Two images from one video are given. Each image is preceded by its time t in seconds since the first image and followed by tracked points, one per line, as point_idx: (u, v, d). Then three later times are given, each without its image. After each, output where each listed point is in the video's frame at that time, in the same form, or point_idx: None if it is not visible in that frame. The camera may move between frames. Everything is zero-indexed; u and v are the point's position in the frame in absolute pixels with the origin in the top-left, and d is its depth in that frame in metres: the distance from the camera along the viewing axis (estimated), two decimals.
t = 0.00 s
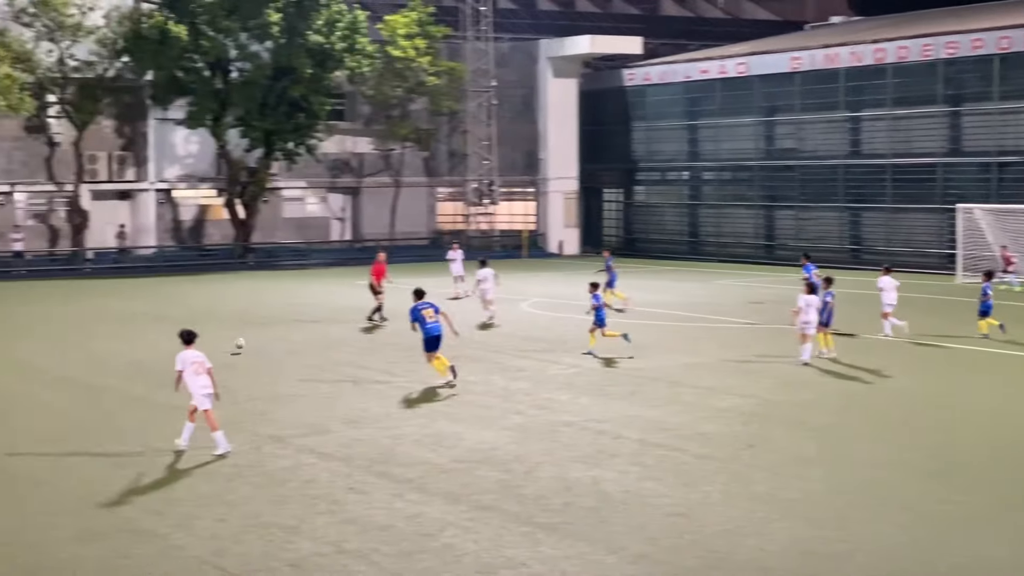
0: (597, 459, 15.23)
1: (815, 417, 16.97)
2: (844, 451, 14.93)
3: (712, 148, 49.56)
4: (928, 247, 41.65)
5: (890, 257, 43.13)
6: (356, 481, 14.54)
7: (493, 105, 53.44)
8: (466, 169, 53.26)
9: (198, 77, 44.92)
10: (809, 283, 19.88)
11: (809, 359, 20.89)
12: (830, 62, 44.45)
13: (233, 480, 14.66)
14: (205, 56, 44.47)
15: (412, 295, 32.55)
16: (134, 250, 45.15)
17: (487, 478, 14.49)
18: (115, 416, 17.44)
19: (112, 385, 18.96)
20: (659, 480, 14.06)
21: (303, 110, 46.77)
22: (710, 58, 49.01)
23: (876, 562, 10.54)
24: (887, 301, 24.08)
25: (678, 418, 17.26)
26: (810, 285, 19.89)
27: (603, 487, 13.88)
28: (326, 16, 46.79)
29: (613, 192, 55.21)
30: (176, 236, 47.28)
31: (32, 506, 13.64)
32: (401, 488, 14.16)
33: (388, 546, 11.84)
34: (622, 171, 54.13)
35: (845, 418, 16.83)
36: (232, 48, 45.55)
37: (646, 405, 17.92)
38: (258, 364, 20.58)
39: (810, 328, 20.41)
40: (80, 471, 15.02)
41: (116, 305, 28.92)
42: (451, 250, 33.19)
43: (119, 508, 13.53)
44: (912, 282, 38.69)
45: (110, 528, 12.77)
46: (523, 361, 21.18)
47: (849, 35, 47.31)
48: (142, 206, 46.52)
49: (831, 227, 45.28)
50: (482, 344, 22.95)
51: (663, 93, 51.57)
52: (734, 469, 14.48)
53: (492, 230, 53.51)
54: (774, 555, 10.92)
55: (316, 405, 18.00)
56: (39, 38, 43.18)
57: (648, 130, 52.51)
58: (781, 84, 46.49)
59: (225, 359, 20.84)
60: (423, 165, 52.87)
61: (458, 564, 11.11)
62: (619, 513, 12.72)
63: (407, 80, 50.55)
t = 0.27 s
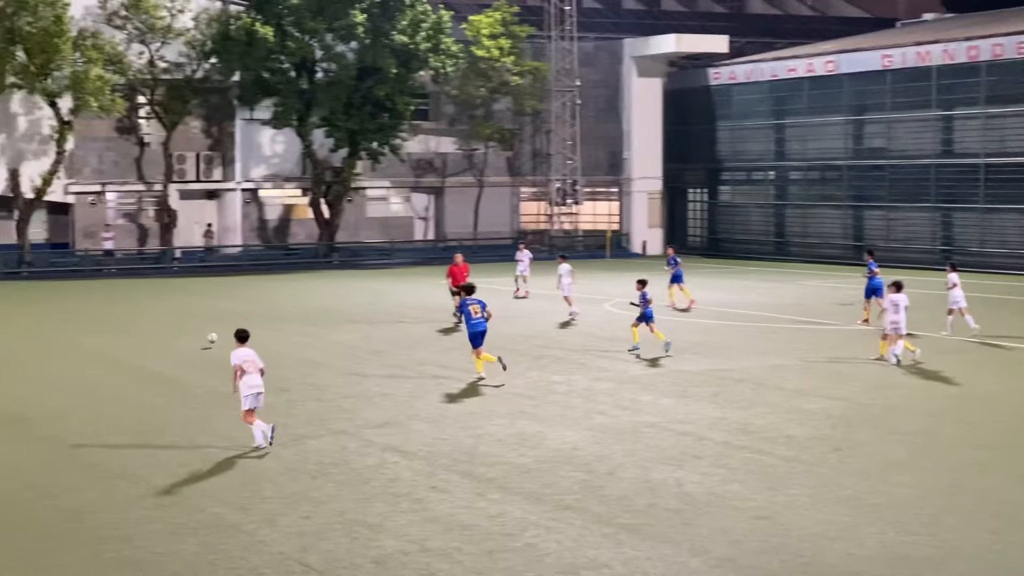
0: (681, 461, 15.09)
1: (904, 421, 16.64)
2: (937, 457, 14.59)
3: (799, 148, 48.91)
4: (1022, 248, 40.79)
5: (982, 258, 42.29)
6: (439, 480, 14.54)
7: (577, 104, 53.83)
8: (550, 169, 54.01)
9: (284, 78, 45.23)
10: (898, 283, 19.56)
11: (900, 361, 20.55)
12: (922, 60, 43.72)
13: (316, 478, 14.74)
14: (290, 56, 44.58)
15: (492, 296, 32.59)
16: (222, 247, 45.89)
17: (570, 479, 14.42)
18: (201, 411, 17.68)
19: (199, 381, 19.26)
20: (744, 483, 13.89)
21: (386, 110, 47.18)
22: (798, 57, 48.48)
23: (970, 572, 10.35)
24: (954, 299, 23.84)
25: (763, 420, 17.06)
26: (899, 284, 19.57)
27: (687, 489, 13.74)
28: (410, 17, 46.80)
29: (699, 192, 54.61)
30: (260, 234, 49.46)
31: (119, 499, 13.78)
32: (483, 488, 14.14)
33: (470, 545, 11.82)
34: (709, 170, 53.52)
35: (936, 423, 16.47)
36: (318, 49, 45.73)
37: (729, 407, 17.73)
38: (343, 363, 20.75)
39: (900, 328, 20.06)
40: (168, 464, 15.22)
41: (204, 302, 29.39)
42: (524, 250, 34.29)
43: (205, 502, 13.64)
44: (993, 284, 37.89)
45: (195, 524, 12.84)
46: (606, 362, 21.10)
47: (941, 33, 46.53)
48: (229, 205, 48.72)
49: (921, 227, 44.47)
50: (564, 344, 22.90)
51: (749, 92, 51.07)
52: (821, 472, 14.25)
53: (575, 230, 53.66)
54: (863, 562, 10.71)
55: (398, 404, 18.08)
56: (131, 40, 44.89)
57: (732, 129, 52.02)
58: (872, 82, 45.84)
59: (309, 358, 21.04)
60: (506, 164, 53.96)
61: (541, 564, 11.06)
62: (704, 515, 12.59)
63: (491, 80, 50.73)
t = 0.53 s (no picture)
0: (759, 463, 14.97)
1: (988, 425, 16.36)
2: None
3: (880, 147, 48.47)
4: None
5: None
6: (515, 480, 14.52)
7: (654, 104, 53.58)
8: (627, 169, 53.88)
9: (361, 78, 45.54)
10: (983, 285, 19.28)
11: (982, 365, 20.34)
12: (1005, 57, 43.04)
13: (392, 476, 14.75)
14: (368, 56, 44.72)
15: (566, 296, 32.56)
16: (298, 246, 45.78)
17: (646, 480, 14.35)
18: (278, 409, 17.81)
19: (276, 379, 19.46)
20: (823, 486, 13.75)
21: (463, 110, 47.55)
22: (879, 55, 48.03)
23: None
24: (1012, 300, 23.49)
25: (842, 422, 16.86)
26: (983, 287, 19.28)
27: (764, 491, 13.63)
28: (486, 17, 46.86)
29: (777, 192, 54.25)
30: (338, 234, 50.30)
31: (197, 495, 13.84)
32: (559, 488, 14.10)
33: (546, 545, 11.77)
34: (788, 170, 53.14)
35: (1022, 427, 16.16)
36: (395, 49, 45.93)
37: (807, 409, 17.56)
38: (417, 362, 20.82)
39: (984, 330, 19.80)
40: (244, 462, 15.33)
41: (282, 301, 29.67)
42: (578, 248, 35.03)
43: (281, 499, 13.67)
44: None
45: (272, 520, 12.85)
46: (684, 363, 20.99)
47: None
48: (306, 205, 49.13)
49: (1006, 228, 43.78)
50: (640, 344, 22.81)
51: (829, 91, 50.65)
52: (902, 476, 14.06)
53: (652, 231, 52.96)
54: (945, 570, 10.56)
55: (474, 403, 18.10)
56: (211, 41, 45.42)
57: (812, 128, 51.60)
58: (955, 80, 45.27)
59: (385, 357, 21.17)
60: (582, 163, 54.10)
61: (617, 565, 11.01)
62: (782, 517, 12.48)
63: (568, 80, 50.59)
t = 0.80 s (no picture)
0: (823, 465, 14.82)
1: None
2: None
3: (949, 147, 47.94)
4: None
5: None
6: (577, 480, 14.41)
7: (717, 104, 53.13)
8: (690, 169, 53.76)
9: (424, 78, 45.92)
10: None
11: None
12: None
13: (455, 475, 14.63)
14: (431, 56, 45.08)
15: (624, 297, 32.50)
16: (361, 246, 45.97)
17: (709, 481, 14.23)
18: (342, 408, 17.86)
19: (338, 378, 19.56)
20: (889, 489, 13.59)
21: (525, 110, 47.67)
22: (948, 53, 47.52)
23: None
24: None
25: (908, 425, 16.66)
26: None
27: (829, 493, 13.47)
28: (550, 17, 46.65)
29: (843, 191, 53.66)
30: (399, 233, 51.05)
31: (259, 493, 13.71)
32: (620, 489, 13.98)
33: (607, 546, 11.61)
34: (854, 169, 52.56)
35: None
36: (457, 49, 46.39)
37: (872, 412, 17.37)
38: (478, 362, 20.81)
39: None
40: (305, 461, 15.23)
41: (343, 301, 29.78)
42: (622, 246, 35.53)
43: (343, 498, 13.55)
44: None
45: (336, 518, 12.70)
46: (747, 364, 20.85)
47: None
48: (368, 205, 49.16)
49: None
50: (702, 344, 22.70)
51: (897, 90, 50.14)
52: (970, 479, 13.88)
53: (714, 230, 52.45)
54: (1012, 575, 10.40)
55: (534, 404, 18.07)
56: (276, 42, 45.80)
57: (879, 127, 51.08)
58: None
59: (446, 356, 21.21)
60: (645, 163, 54.10)
61: (679, 566, 10.87)
62: (848, 520, 12.33)
63: (630, 80, 51.13)
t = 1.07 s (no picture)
0: (870, 466, 14.71)
1: None
2: None
3: (998, 146, 47.52)
4: None
5: None
6: (622, 480, 14.34)
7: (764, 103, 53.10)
8: (737, 169, 53.63)
9: (469, 78, 46.20)
10: None
11: None
12: None
13: (498, 475, 14.62)
14: (477, 56, 45.41)
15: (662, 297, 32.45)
16: (407, 246, 46.08)
17: (755, 482, 14.14)
18: (387, 407, 17.88)
19: (380, 377, 19.59)
20: (937, 491, 13.48)
21: (571, 110, 47.77)
22: (997, 52, 47.04)
23: None
24: None
25: (956, 427, 16.54)
26: None
27: (876, 495, 13.37)
28: (596, 16, 46.80)
29: (891, 191, 53.36)
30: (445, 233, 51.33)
31: (303, 493, 13.69)
32: (665, 489, 13.91)
33: (652, 546, 11.53)
34: (902, 169, 52.29)
35: None
36: (504, 49, 46.61)
37: (919, 413, 17.26)
38: (522, 361, 20.84)
39: None
40: (351, 460, 15.20)
41: (385, 301, 29.84)
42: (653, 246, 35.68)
43: (386, 497, 13.53)
44: None
45: (379, 517, 12.68)
46: (792, 364, 20.77)
47: None
48: (414, 204, 49.78)
49: None
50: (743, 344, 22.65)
51: (947, 89, 49.79)
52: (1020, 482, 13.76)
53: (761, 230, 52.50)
54: None
55: (578, 404, 18.05)
56: (322, 41, 45.89)
57: (928, 127, 50.76)
58: None
59: (489, 356, 21.22)
60: (691, 162, 54.44)
61: (728, 568, 10.79)
62: (896, 522, 12.23)
63: (677, 78, 51.52)
